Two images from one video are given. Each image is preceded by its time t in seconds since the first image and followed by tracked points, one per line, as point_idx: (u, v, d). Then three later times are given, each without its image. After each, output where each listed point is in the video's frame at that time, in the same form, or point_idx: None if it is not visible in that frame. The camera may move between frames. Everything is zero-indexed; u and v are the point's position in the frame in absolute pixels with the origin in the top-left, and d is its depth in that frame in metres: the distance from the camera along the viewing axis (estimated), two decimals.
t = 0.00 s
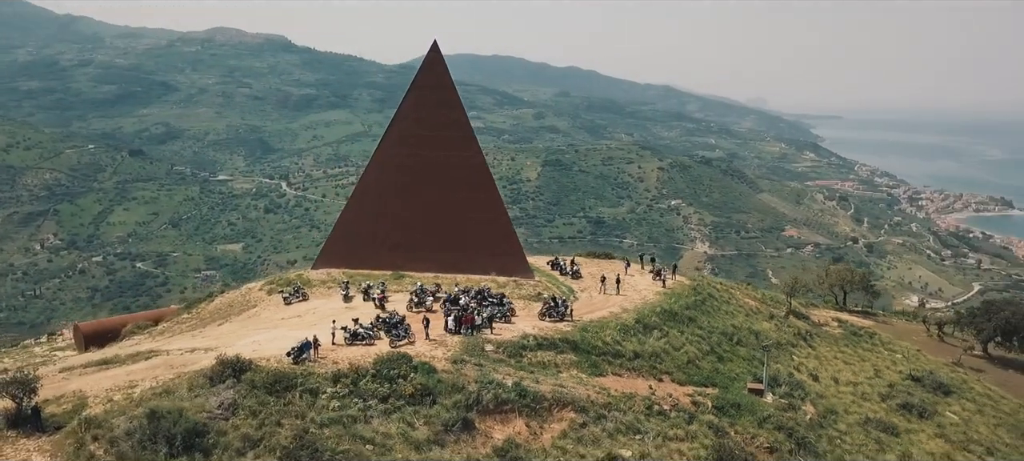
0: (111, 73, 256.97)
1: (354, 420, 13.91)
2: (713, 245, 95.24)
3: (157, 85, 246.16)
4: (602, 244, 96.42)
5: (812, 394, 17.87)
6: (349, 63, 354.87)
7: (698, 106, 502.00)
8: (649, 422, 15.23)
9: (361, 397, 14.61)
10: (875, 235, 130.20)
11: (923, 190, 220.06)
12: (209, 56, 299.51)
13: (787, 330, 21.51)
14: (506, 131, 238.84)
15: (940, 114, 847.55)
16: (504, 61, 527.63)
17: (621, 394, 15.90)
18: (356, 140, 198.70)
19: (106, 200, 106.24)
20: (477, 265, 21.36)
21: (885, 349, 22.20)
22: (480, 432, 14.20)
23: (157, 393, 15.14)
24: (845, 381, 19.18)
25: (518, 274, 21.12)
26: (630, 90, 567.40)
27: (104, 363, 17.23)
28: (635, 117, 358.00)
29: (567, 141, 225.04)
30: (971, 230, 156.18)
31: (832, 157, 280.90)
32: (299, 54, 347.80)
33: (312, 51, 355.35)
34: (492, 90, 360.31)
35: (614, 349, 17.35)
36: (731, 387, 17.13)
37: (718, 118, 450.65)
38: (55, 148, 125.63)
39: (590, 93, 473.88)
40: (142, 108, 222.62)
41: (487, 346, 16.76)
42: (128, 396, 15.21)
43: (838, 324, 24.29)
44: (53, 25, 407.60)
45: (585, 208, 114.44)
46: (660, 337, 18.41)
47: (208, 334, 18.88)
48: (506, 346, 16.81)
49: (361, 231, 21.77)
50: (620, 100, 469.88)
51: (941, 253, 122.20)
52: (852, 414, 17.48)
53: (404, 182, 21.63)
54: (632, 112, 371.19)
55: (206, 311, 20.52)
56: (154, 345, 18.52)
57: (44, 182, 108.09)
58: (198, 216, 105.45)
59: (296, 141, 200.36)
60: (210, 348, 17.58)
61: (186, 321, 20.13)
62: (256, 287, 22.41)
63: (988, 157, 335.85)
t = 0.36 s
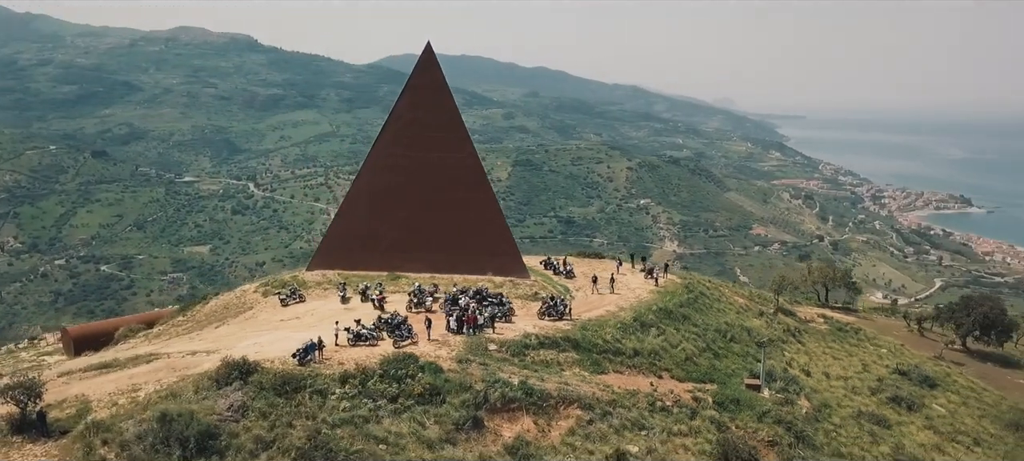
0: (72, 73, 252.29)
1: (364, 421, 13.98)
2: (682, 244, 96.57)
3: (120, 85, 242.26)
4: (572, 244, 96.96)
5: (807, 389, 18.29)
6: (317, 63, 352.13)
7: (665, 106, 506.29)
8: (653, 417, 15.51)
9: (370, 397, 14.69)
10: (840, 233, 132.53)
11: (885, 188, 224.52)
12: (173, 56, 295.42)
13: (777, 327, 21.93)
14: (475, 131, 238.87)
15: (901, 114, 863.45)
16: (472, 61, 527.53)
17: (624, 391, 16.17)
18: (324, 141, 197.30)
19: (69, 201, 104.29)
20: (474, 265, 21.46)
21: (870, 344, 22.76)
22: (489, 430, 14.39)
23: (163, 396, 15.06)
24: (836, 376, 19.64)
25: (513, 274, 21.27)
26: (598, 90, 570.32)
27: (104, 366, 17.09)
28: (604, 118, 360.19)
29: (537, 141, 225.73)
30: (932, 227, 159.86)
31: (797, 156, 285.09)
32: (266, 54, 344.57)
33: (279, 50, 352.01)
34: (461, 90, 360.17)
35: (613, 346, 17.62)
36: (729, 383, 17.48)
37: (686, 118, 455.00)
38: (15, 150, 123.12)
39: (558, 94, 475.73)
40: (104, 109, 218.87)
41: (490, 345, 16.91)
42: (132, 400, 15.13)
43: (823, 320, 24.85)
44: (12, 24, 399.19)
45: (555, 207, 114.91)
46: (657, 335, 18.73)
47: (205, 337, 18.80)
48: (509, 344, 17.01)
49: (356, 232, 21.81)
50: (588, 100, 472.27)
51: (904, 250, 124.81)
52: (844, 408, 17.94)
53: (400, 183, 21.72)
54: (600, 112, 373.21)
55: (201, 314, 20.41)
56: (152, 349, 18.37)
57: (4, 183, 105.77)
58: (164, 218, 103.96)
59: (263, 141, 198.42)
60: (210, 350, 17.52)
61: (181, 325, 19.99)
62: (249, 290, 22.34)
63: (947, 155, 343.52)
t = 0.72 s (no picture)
0: (29, 72, 246.50)
1: (377, 421, 14.09)
2: (650, 243, 97.67)
3: (80, 85, 237.41)
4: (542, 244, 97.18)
5: (802, 384, 18.74)
6: (282, 62, 348.53)
7: (632, 106, 509.92)
8: (657, 413, 15.83)
9: (381, 398, 14.78)
10: (805, 231, 134.93)
11: (848, 186, 228.55)
12: (134, 56, 290.31)
13: (767, 324, 22.42)
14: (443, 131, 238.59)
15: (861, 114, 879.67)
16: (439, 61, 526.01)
17: (628, 388, 16.45)
18: (290, 141, 195.52)
19: (29, 203, 101.90)
20: (471, 265, 21.64)
21: (857, 339, 23.35)
22: (500, 428, 14.58)
23: (171, 399, 15.01)
24: (827, 371, 20.14)
25: (510, 274, 21.49)
26: (564, 90, 572.35)
27: (105, 370, 16.94)
28: (571, 118, 361.75)
29: (506, 141, 226.11)
30: (894, 225, 163.13)
31: (762, 156, 289.12)
32: (230, 53, 340.34)
33: (243, 50, 347.86)
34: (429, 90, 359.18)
35: (614, 344, 17.91)
36: (728, 379, 17.86)
37: (652, 118, 458.56)
38: None
39: (524, 94, 476.56)
40: (63, 109, 214.28)
41: (494, 345, 17.09)
42: (141, 404, 15.05)
43: (808, 316, 25.42)
44: None
45: (525, 207, 115.14)
46: (655, 333, 19.05)
47: (205, 340, 18.75)
48: (513, 343, 17.21)
49: (352, 233, 21.85)
50: (555, 101, 473.83)
51: (866, 247, 127.43)
52: (838, 401, 18.43)
53: (396, 185, 21.83)
54: (568, 112, 374.66)
55: (198, 316, 20.31)
56: (151, 352, 18.24)
57: None
58: (127, 221, 101.96)
59: (228, 142, 195.95)
60: (213, 353, 17.50)
61: (178, 328, 19.87)
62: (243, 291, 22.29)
63: (906, 154, 350.72)
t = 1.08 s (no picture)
0: None
1: (391, 420, 14.21)
2: (620, 241, 98.49)
3: (41, 84, 232.48)
4: (513, 244, 97.29)
5: (797, 379, 19.17)
6: (249, 62, 344.36)
7: (601, 106, 512.72)
8: (662, 409, 16.13)
9: (392, 397, 14.89)
10: (772, 229, 137.12)
11: (813, 185, 231.90)
12: (96, 55, 285.09)
13: (758, 320, 22.86)
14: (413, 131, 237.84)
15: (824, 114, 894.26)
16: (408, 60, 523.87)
17: (632, 385, 16.72)
18: (258, 142, 193.59)
19: None
20: (467, 265, 21.82)
21: (845, 335, 23.92)
22: (511, 426, 14.76)
23: (180, 402, 14.96)
24: (817, 366, 20.63)
25: (507, 274, 21.68)
26: (534, 90, 573.58)
27: (108, 374, 16.81)
28: (541, 117, 362.73)
29: (476, 141, 226.15)
30: (858, 223, 165.88)
31: (729, 155, 292.50)
32: (195, 52, 335.78)
33: (208, 49, 343.46)
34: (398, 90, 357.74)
35: (615, 342, 18.20)
36: (727, 375, 18.23)
37: (620, 118, 461.39)
38: None
39: (494, 94, 476.88)
40: (23, 109, 209.58)
41: (499, 344, 17.28)
42: (149, 407, 14.96)
43: (795, 313, 25.90)
44: None
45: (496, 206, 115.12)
46: (653, 331, 19.34)
47: (205, 342, 18.68)
48: (517, 342, 17.41)
49: (347, 235, 21.97)
50: (524, 100, 474.46)
51: (832, 244, 129.71)
52: (832, 395, 18.89)
53: (390, 187, 21.90)
54: (537, 112, 375.63)
55: (195, 318, 20.24)
56: (152, 355, 18.14)
57: None
58: (91, 222, 99.73)
59: (194, 142, 193.40)
60: (216, 355, 17.45)
61: (175, 330, 19.77)
62: (238, 293, 22.22)
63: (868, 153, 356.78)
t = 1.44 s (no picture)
0: None
1: (404, 419, 14.35)
2: (590, 241, 99.32)
3: None
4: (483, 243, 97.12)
5: (792, 374, 19.64)
6: (212, 61, 339.61)
7: (568, 106, 515.01)
8: (668, 405, 16.46)
9: (404, 397, 15.01)
10: (738, 227, 139.08)
11: (778, 184, 235.23)
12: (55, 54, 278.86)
13: (749, 317, 23.33)
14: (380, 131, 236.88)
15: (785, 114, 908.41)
16: (374, 59, 520.98)
17: (637, 383, 17.02)
18: (223, 142, 191.20)
19: None
20: (465, 265, 21.97)
21: (833, 331, 24.48)
22: (523, 424, 14.97)
23: (191, 404, 14.93)
24: (810, 361, 21.12)
25: (504, 274, 21.87)
26: (501, 90, 574.00)
27: (112, 378, 16.67)
28: (508, 117, 363.31)
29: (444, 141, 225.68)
30: (822, 221, 168.68)
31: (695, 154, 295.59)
32: (157, 51, 330.15)
33: (171, 49, 338.03)
34: (365, 90, 355.75)
35: (616, 340, 18.50)
36: (725, 370, 18.65)
37: (587, 118, 463.80)
38: None
39: (461, 94, 476.13)
40: None
41: (504, 343, 17.48)
42: (159, 411, 14.94)
43: (782, 310, 26.44)
44: None
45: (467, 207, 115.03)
46: (652, 328, 19.68)
47: (206, 345, 18.63)
48: (521, 341, 17.62)
49: (345, 236, 22.02)
50: (491, 100, 474.59)
51: (797, 242, 132.01)
52: (826, 389, 19.38)
53: (387, 188, 21.95)
54: (505, 112, 376.26)
55: (193, 321, 20.13)
56: (154, 359, 18.04)
57: None
58: (51, 225, 96.36)
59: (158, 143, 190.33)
60: (220, 358, 17.44)
61: (175, 333, 19.67)
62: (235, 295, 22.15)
63: (830, 152, 362.99)
